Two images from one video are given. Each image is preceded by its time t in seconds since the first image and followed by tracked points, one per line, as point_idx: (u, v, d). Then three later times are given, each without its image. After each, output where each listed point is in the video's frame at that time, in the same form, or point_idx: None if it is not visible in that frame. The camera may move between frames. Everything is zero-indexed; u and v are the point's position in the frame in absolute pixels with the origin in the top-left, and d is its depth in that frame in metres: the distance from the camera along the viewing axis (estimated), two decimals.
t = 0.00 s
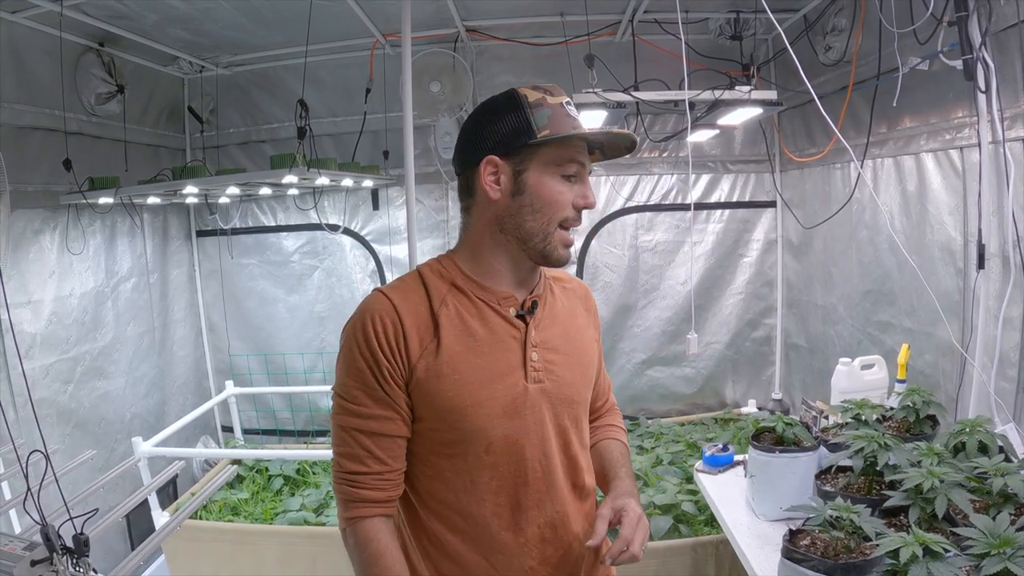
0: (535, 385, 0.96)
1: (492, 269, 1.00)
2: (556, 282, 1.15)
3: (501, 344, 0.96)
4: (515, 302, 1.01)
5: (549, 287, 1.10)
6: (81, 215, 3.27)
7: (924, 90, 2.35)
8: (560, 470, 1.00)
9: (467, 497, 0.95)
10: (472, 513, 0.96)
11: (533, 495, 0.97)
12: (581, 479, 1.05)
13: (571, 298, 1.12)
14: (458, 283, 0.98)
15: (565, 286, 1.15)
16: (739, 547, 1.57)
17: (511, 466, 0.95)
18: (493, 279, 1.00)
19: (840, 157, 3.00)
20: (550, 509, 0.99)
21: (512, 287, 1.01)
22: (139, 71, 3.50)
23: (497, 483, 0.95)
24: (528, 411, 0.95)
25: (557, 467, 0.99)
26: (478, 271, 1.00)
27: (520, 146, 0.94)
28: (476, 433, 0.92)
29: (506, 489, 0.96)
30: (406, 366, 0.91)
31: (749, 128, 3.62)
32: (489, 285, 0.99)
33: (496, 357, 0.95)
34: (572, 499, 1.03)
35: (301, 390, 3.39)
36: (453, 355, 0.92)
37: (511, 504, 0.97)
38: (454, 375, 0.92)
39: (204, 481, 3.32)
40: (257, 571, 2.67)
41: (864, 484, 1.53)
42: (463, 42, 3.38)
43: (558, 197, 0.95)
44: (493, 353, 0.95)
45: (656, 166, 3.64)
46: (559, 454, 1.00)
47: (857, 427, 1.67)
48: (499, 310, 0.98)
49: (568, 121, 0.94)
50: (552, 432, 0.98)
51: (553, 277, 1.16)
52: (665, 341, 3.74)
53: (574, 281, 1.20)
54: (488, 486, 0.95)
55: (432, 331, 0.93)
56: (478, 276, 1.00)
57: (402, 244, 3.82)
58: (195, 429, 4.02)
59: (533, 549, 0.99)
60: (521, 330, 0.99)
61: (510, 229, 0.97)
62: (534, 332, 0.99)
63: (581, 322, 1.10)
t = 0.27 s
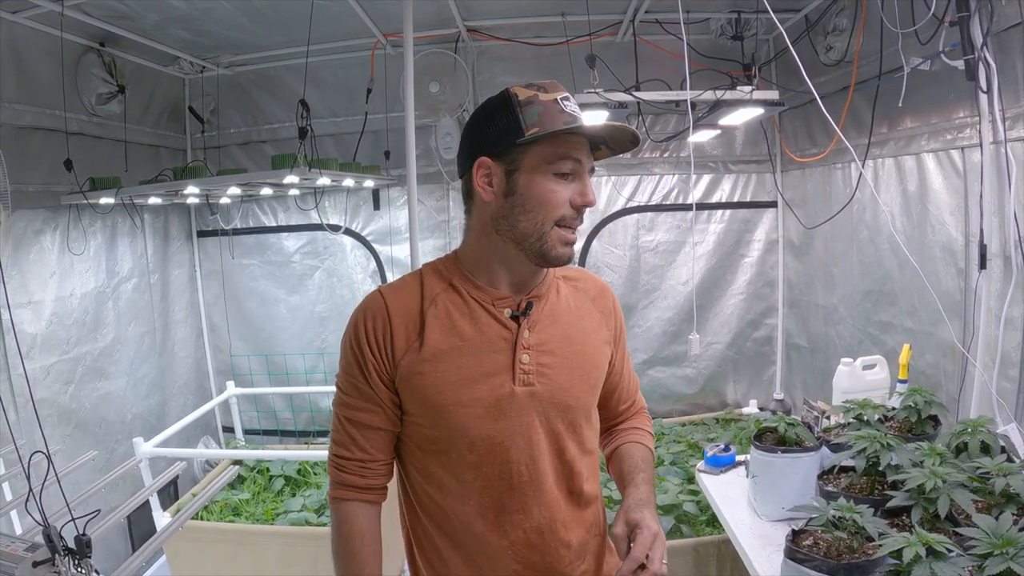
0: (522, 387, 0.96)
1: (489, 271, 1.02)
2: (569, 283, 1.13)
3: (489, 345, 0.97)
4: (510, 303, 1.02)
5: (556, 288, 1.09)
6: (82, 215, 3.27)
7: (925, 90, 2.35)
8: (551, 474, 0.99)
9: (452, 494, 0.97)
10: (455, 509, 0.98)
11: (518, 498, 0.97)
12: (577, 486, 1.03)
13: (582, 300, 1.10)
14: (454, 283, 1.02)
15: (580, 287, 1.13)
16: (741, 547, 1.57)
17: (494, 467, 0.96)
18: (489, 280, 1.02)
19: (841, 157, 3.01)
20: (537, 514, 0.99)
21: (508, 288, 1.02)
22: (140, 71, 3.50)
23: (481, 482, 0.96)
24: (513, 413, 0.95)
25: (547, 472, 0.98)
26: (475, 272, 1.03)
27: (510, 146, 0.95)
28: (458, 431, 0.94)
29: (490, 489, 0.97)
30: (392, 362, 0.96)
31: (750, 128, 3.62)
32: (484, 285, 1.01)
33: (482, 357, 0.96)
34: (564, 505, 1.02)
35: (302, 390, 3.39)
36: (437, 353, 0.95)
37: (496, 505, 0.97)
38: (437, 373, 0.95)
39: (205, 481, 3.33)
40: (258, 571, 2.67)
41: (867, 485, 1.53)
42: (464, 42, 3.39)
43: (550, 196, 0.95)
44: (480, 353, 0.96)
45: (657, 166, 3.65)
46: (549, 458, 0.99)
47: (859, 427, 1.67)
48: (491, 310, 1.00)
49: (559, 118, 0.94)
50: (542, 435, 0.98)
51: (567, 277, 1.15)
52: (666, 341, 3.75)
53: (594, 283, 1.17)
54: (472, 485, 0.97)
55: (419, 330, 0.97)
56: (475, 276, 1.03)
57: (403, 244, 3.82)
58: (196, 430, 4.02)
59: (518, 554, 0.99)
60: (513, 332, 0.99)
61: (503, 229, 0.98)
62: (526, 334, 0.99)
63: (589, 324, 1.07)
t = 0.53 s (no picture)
0: (515, 389, 0.96)
1: (487, 271, 1.03)
2: (574, 283, 1.11)
3: (482, 345, 0.97)
4: (507, 303, 1.02)
5: (559, 290, 1.08)
6: (82, 215, 3.27)
7: (925, 90, 2.35)
8: (545, 478, 0.98)
9: (444, 493, 0.98)
10: (448, 508, 0.99)
11: (510, 501, 0.96)
12: (574, 491, 1.01)
13: (585, 302, 1.08)
14: (451, 284, 1.03)
15: (585, 288, 1.11)
16: (743, 547, 1.57)
17: (486, 468, 0.95)
18: (487, 280, 1.03)
19: (841, 157, 3.01)
20: (530, 518, 0.97)
21: (506, 289, 1.02)
22: (140, 71, 3.50)
23: (473, 483, 0.96)
24: (505, 415, 0.95)
25: (541, 475, 0.97)
26: (474, 273, 1.04)
27: (501, 146, 0.96)
28: (449, 431, 0.95)
29: (483, 491, 0.96)
30: (386, 360, 0.99)
31: (750, 128, 3.62)
32: (482, 287, 1.02)
33: (475, 358, 0.96)
34: (560, 510, 1.00)
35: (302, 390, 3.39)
36: (430, 353, 0.96)
37: (488, 507, 0.97)
38: (429, 372, 0.96)
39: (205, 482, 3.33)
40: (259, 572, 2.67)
41: (868, 485, 1.53)
42: (465, 43, 3.39)
43: (541, 194, 0.94)
44: (473, 353, 0.97)
45: (657, 167, 3.65)
46: (544, 461, 0.97)
47: (860, 427, 1.68)
48: (487, 311, 1.00)
49: (550, 115, 0.93)
50: (536, 438, 0.97)
51: (573, 278, 1.12)
52: (666, 341, 3.75)
53: (603, 284, 1.14)
54: (464, 486, 0.97)
55: (414, 330, 0.99)
56: (473, 277, 1.04)
57: (403, 245, 3.82)
58: (196, 431, 4.02)
59: (511, 556, 0.98)
60: (508, 333, 0.99)
61: (497, 228, 0.99)
62: (521, 335, 0.98)
63: (591, 326, 1.05)
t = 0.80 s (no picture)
0: (511, 388, 0.96)
1: (484, 271, 1.03)
2: (571, 282, 1.10)
3: (478, 345, 0.97)
4: (503, 302, 1.01)
5: (556, 289, 1.07)
6: (82, 216, 3.27)
7: (925, 90, 2.36)
8: (542, 477, 0.98)
9: (443, 492, 0.99)
10: (447, 506, 0.99)
11: (507, 499, 0.97)
12: (572, 490, 1.01)
13: (583, 300, 1.07)
14: (448, 284, 1.04)
15: (583, 286, 1.10)
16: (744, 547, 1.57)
17: (483, 466, 0.96)
18: (484, 280, 1.03)
19: (841, 157, 3.01)
20: (527, 515, 0.98)
21: (503, 288, 1.02)
22: (140, 71, 3.51)
23: (470, 481, 0.97)
24: (501, 413, 0.95)
25: (537, 474, 0.97)
26: (471, 273, 1.04)
27: (502, 147, 0.96)
28: (445, 430, 0.96)
29: (480, 489, 0.97)
30: (383, 360, 0.99)
31: (749, 128, 3.63)
32: (479, 286, 1.02)
33: (470, 357, 0.97)
34: (557, 508, 1.00)
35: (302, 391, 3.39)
36: (425, 352, 0.97)
37: (485, 505, 0.97)
38: (425, 371, 0.96)
39: (205, 482, 3.33)
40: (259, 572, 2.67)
41: (869, 483, 1.54)
42: (465, 43, 3.39)
43: (541, 196, 0.94)
44: (468, 353, 0.97)
45: (657, 167, 3.65)
46: (540, 460, 0.97)
47: (861, 426, 1.68)
48: (483, 310, 1.00)
49: (553, 117, 0.93)
50: (532, 437, 0.96)
51: (571, 277, 1.11)
52: (666, 341, 3.75)
53: (603, 282, 1.13)
54: (462, 484, 0.97)
55: (410, 329, 0.99)
56: (470, 277, 1.04)
57: (403, 245, 3.82)
58: (196, 431, 4.02)
59: (509, 554, 0.99)
60: (504, 332, 0.99)
61: (496, 228, 0.99)
62: (516, 334, 0.98)
63: (589, 325, 1.04)
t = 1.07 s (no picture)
0: (511, 389, 0.95)
1: (485, 271, 1.03)
2: (575, 283, 1.09)
3: (478, 345, 0.97)
4: (505, 303, 1.01)
5: (559, 290, 1.06)
6: (81, 216, 3.26)
7: (924, 91, 2.36)
8: (542, 479, 0.98)
9: (443, 491, 0.99)
10: (447, 506, 0.99)
11: (507, 500, 0.97)
12: (573, 493, 1.00)
13: (587, 302, 1.06)
14: (449, 284, 1.04)
15: (587, 287, 1.09)
16: (745, 546, 1.57)
17: (482, 467, 0.96)
18: (485, 280, 1.03)
19: (840, 157, 3.02)
20: (527, 516, 0.98)
21: (504, 288, 1.02)
22: (139, 71, 3.51)
23: (470, 481, 0.97)
24: (501, 414, 0.95)
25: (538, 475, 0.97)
26: (472, 273, 1.04)
27: (473, 143, 1.01)
28: (446, 430, 0.96)
29: (480, 490, 0.97)
30: (385, 359, 1.00)
31: (748, 129, 3.63)
32: (481, 286, 1.03)
33: (471, 357, 0.97)
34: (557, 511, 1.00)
35: (301, 391, 3.38)
36: (426, 352, 0.97)
37: (485, 505, 0.97)
38: (426, 371, 0.96)
39: (204, 483, 3.33)
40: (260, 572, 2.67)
41: (869, 483, 1.54)
42: (464, 43, 3.39)
43: (502, 187, 0.95)
44: (469, 353, 0.97)
45: (656, 167, 3.65)
46: (541, 462, 0.97)
47: (861, 425, 1.69)
48: (485, 310, 1.01)
49: (510, 107, 0.95)
50: (532, 439, 0.96)
51: (574, 278, 1.10)
52: (665, 341, 3.75)
53: (607, 284, 1.12)
54: (462, 484, 0.97)
55: (412, 329, 1.00)
56: (471, 278, 1.04)
57: (403, 245, 3.83)
58: (196, 432, 4.02)
59: (508, 555, 0.98)
60: (504, 332, 0.99)
61: (473, 222, 1.02)
62: (517, 334, 0.98)
63: (591, 326, 1.03)
